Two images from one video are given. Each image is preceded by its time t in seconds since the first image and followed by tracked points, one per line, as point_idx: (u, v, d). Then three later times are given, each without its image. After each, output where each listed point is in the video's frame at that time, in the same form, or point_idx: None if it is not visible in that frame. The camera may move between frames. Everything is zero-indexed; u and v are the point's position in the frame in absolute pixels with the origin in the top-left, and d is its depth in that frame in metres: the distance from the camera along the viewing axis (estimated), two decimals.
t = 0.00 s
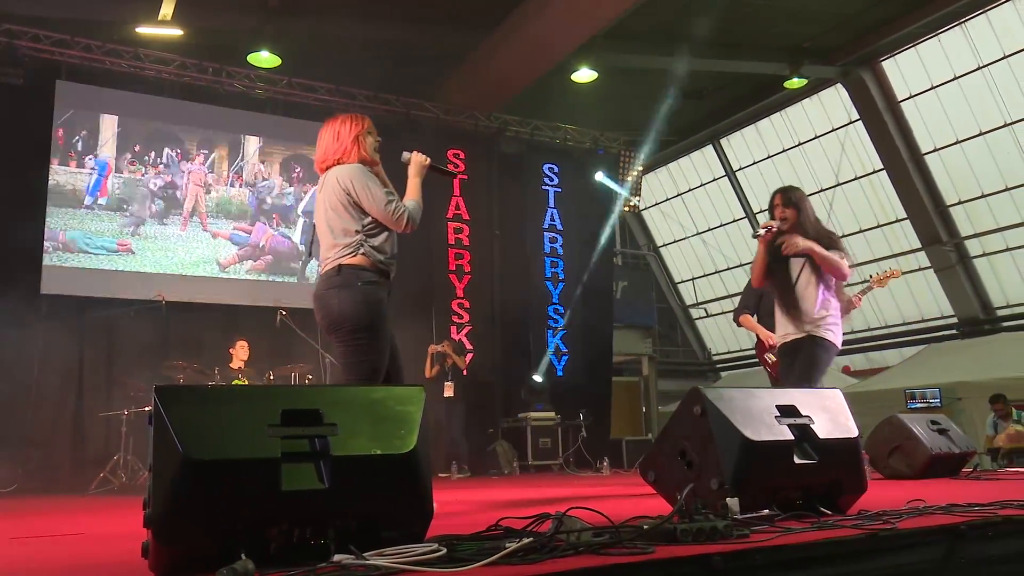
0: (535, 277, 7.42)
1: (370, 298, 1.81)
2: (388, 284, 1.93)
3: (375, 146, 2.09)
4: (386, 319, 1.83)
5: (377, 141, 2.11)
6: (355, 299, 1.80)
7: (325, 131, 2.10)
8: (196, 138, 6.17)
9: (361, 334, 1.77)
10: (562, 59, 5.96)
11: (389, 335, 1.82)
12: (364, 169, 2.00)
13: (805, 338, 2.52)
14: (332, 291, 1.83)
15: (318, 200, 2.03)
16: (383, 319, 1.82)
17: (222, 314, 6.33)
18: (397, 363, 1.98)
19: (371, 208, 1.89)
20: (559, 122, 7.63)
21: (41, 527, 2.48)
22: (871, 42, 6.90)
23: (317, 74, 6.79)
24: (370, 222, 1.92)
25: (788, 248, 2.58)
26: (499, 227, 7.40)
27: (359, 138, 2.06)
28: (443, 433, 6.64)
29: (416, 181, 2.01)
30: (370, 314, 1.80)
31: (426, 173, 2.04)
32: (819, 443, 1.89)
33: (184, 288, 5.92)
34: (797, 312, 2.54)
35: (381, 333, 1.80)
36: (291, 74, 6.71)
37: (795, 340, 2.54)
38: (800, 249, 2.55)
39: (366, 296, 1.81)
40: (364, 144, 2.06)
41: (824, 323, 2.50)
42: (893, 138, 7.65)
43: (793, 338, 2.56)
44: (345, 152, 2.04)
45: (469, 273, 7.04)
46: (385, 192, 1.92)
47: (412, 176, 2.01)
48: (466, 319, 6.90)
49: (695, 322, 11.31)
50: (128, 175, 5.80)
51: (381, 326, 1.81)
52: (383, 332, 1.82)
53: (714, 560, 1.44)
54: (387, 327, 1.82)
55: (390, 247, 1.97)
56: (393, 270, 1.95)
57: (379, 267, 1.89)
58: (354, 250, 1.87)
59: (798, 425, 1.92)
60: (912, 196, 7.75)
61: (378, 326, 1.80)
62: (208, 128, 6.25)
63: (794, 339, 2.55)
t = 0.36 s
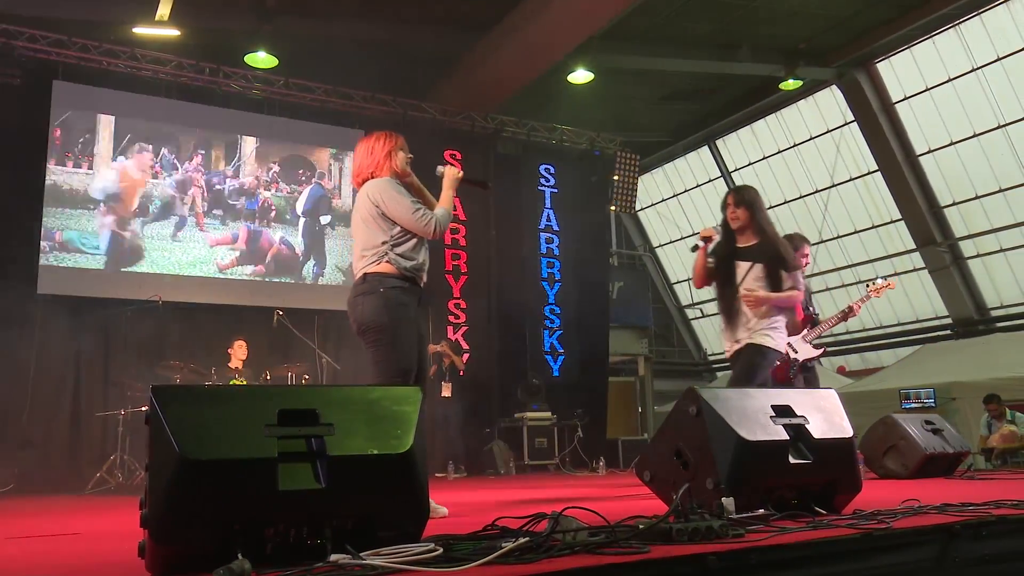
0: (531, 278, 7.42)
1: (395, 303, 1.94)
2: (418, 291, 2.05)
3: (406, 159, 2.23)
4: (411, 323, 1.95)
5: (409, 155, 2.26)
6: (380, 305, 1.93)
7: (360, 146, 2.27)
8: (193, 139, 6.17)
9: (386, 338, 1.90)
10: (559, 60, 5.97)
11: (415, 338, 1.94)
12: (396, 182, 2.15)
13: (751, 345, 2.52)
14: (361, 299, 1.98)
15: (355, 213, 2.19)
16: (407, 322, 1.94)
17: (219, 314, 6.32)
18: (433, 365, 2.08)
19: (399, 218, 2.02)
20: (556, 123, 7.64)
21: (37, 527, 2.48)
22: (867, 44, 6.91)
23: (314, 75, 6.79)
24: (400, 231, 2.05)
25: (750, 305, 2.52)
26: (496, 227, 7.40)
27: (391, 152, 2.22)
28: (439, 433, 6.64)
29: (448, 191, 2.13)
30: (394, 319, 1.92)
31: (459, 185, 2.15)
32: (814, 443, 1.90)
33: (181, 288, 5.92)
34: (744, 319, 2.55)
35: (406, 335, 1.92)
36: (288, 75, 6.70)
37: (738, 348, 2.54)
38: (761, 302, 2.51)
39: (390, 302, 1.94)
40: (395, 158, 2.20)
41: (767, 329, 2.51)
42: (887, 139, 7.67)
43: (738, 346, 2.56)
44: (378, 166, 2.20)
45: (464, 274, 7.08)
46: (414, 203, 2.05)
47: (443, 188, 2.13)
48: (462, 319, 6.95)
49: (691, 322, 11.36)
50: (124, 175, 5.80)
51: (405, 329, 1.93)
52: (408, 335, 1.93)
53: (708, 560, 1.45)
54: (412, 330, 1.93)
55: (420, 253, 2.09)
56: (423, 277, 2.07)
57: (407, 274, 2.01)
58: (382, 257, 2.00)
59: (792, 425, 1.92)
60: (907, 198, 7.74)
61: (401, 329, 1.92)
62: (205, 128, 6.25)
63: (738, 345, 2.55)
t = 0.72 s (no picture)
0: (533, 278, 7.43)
1: (408, 307, 2.06)
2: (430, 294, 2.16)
3: (422, 167, 2.33)
4: (426, 326, 2.07)
5: (425, 162, 2.35)
6: (395, 309, 2.05)
7: (379, 154, 2.36)
8: (196, 139, 6.18)
9: (402, 342, 2.03)
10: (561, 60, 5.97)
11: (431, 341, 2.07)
12: (411, 190, 2.24)
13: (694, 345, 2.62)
14: (376, 303, 2.09)
15: (371, 217, 2.29)
16: (422, 326, 2.06)
17: (221, 315, 6.32)
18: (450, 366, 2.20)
19: (413, 224, 2.12)
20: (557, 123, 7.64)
21: (38, 527, 2.47)
22: (870, 43, 6.89)
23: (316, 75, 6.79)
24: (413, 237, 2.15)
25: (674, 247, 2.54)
26: (498, 227, 7.41)
27: (409, 160, 2.31)
28: (441, 433, 6.64)
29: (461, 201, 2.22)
30: (408, 322, 2.03)
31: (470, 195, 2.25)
32: (816, 444, 1.90)
33: (184, 288, 5.92)
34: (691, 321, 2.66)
35: (421, 338, 2.04)
36: (290, 75, 6.71)
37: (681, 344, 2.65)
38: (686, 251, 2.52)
39: (403, 306, 2.05)
40: (411, 165, 2.30)
41: (713, 333, 2.60)
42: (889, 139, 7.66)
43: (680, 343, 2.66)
44: (394, 173, 2.29)
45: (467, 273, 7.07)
46: (428, 210, 2.14)
47: (456, 199, 2.22)
48: (464, 320, 6.94)
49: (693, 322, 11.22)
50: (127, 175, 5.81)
51: (419, 332, 2.04)
52: (424, 338, 2.05)
53: (711, 561, 1.45)
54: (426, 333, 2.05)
55: (432, 257, 2.20)
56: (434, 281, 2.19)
57: (419, 279, 2.12)
58: (395, 262, 2.12)
59: (795, 425, 1.92)
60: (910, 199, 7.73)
61: (416, 333, 2.04)
62: (207, 128, 6.25)
63: (680, 342, 2.65)
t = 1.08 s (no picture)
0: (543, 279, 7.43)
1: (403, 308, 2.06)
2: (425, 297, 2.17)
3: (416, 168, 2.35)
4: (421, 329, 2.08)
5: (417, 163, 2.37)
6: (391, 310, 2.04)
7: (373, 154, 2.37)
8: (205, 140, 6.21)
9: (398, 343, 2.02)
10: (570, 59, 5.96)
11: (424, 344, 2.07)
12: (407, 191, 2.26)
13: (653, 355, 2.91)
14: (371, 303, 2.09)
15: (364, 216, 2.29)
16: (417, 328, 2.07)
17: (232, 316, 6.35)
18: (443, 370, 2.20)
19: (412, 226, 2.13)
20: (567, 123, 7.65)
21: (52, 527, 2.48)
22: (881, 40, 6.85)
23: (326, 76, 6.81)
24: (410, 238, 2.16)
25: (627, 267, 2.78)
26: (507, 227, 7.42)
27: (402, 160, 2.33)
28: (452, 434, 6.64)
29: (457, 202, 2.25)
30: (404, 324, 2.04)
31: (465, 196, 2.27)
32: (827, 444, 1.89)
33: (194, 289, 5.94)
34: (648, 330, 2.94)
35: (416, 340, 2.04)
36: (300, 77, 6.72)
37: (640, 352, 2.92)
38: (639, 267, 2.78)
39: (399, 308, 2.05)
40: (405, 166, 2.32)
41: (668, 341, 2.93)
42: (899, 137, 7.63)
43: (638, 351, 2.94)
44: (388, 173, 2.31)
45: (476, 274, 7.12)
46: (424, 210, 2.16)
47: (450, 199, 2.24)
48: (474, 320, 6.95)
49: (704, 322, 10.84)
50: (136, 177, 5.85)
51: (413, 335, 2.05)
52: (419, 340, 2.06)
53: (722, 561, 1.44)
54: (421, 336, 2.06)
55: (427, 259, 2.21)
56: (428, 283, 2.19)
57: (414, 280, 2.13)
58: (391, 262, 2.12)
59: (806, 425, 1.91)
60: (922, 198, 7.68)
61: (411, 335, 2.04)
62: (217, 129, 6.29)
63: (640, 352, 2.92)
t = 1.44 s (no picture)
0: (563, 280, 7.42)
1: (393, 310, 2.05)
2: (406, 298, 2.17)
3: (394, 166, 2.34)
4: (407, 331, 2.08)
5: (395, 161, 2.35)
6: (380, 312, 2.03)
7: (354, 148, 2.32)
8: (225, 143, 6.26)
9: (385, 345, 2.02)
10: (588, 60, 5.94)
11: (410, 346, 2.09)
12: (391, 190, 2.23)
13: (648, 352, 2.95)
14: (355, 304, 2.06)
15: (343, 213, 2.24)
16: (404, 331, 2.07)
17: (254, 318, 6.40)
18: (419, 372, 2.21)
19: (400, 227, 2.13)
20: (585, 122, 7.60)
21: (81, 526, 2.52)
22: (902, 36, 6.77)
23: (345, 78, 6.83)
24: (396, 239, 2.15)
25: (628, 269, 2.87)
26: (526, 229, 7.47)
27: (385, 157, 2.31)
28: (471, 435, 6.65)
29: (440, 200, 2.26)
30: (394, 326, 2.03)
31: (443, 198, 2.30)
32: (852, 444, 1.87)
33: (215, 292, 5.99)
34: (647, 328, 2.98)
35: (405, 342, 2.05)
36: (320, 79, 6.75)
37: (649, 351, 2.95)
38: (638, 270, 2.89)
39: (389, 310, 2.05)
40: (387, 164, 2.31)
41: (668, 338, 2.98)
42: (922, 134, 7.54)
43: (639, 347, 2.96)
44: (371, 169, 2.27)
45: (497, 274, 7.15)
46: (412, 212, 2.16)
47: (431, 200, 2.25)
48: (494, 320, 7.02)
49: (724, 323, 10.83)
50: (157, 180, 5.90)
51: (402, 337, 2.05)
52: (405, 342, 2.06)
53: (745, 561, 1.44)
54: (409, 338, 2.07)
55: (408, 261, 2.21)
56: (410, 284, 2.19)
57: (400, 282, 2.12)
58: (380, 264, 2.10)
59: (830, 425, 1.89)
60: (946, 196, 7.58)
61: (399, 337, 2.04)
62: (237, 132, 6.33)
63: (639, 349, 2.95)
